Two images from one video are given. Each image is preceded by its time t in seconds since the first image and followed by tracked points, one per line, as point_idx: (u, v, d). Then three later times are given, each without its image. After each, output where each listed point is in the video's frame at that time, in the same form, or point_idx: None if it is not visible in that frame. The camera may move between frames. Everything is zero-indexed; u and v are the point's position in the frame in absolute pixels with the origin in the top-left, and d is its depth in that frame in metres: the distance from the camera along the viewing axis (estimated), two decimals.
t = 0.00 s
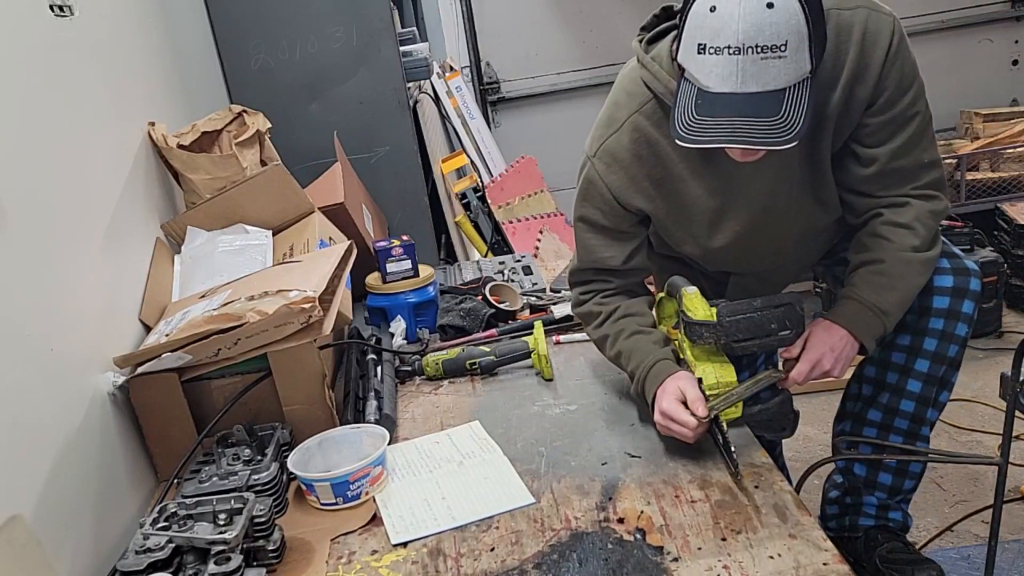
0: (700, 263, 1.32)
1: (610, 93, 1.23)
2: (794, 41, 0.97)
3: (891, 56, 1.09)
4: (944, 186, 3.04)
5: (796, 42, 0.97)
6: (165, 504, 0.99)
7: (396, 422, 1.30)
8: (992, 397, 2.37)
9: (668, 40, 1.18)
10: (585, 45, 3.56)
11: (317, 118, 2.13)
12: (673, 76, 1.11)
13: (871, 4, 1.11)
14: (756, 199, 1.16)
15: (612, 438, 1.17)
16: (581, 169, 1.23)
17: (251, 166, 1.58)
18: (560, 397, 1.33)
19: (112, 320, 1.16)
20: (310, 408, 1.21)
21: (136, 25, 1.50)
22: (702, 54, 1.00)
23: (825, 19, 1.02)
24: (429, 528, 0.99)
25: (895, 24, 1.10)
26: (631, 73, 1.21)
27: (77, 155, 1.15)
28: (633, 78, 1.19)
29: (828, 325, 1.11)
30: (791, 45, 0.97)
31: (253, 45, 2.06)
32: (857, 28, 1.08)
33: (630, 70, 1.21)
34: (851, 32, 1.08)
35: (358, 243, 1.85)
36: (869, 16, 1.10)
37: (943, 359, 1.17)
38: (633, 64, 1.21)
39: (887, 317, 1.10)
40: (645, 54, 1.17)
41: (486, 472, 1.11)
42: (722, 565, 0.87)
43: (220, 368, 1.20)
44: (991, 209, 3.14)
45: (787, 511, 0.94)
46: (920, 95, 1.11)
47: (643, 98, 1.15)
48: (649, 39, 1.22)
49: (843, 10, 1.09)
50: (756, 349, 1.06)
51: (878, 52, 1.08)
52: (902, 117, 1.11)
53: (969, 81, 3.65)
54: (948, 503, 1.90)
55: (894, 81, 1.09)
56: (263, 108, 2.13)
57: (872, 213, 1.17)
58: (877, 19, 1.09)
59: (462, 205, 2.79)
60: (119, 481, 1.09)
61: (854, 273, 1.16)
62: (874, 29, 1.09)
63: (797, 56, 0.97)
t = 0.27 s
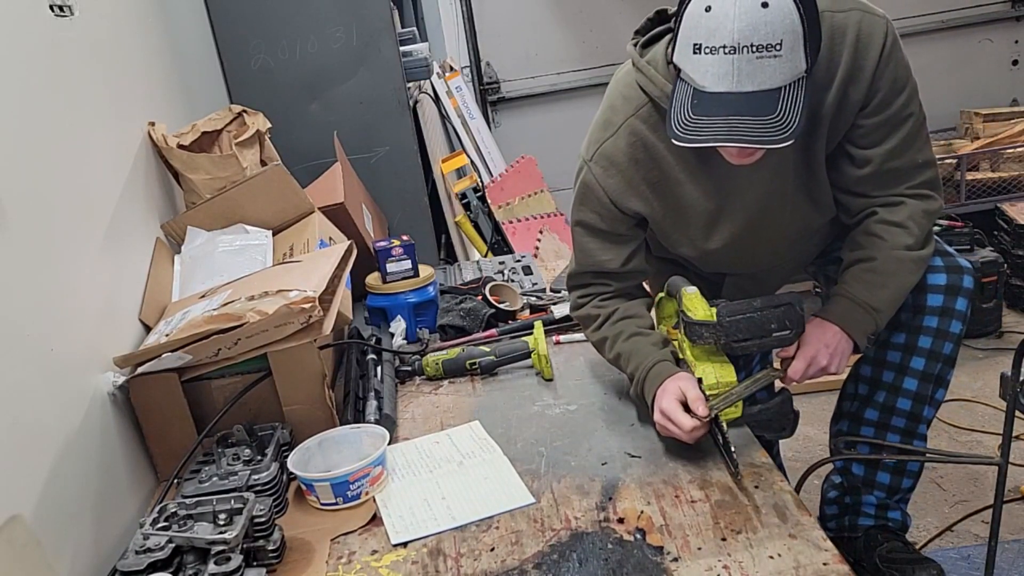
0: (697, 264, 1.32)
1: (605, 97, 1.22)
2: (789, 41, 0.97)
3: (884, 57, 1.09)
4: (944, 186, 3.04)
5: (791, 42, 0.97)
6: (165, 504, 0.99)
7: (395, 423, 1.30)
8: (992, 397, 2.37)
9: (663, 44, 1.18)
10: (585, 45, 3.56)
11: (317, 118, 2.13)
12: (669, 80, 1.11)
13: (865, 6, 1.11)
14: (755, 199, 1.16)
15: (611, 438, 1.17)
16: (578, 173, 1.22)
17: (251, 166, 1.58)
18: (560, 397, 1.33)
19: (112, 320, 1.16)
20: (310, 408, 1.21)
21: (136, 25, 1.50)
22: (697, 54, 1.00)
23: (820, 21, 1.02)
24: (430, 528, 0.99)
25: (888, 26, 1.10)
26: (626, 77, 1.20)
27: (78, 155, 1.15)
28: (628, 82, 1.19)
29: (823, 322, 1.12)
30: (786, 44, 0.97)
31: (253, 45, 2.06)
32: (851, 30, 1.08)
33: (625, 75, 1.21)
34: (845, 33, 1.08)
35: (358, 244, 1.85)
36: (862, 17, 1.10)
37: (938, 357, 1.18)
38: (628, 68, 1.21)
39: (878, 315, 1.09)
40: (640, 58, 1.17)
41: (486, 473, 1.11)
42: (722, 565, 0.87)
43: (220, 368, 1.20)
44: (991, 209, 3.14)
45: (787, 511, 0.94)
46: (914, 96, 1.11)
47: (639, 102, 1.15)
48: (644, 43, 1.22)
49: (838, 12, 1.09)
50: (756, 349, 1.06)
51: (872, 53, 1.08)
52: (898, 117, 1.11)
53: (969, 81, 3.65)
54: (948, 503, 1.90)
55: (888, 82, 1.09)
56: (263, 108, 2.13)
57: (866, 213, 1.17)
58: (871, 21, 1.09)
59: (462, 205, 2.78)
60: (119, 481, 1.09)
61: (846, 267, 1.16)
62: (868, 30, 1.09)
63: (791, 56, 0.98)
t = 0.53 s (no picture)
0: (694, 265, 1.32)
1: (600, 104, 1.22)
2: (776, 48, 0.97)
3: (876, 61, 1.09)
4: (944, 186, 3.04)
5: (779, 48, 0.97)
6: (165, 504, 0.99)
7: (395, 423, 1.30)
8: (992, 397, 2.37)
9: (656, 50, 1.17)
10: (585, 45, 3.56)
11: (317, 118, 2.13)
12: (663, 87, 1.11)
13: (855, 9, 1.11)
14: (755, 200, 1.16)
15: (611, 438, 1.17)
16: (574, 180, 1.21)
17: (251, 166, 1.58)
18: (560, 397, 1.33)
19: (112, 320, 1.16)
20: (311, 408, 1.21)
21: (136, 25, 1.50)
22: (686, 63, 1.01)
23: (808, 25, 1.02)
24: (429, 528, 0.99)
25: (880, 29, 1.10)
26: (620, 84, 1.20)
27: (78, 155, 1.15)
28: (621, 89, 1.18)
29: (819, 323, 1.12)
30: (774, 51, 0.97)
31: (253, 45, 2.06)
32: (842, 34, 1.08)
33: (619, 81, 1.21)
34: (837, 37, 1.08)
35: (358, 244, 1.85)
36: (852, 20, 1.09)
37: (934, 356, 1.18)
38: (622, 75, 1.21)
39: (876, 317, 1.10)
40: (633, 65, 1.17)
41: (486, 473, 1.11)
42: (722, 565, 0.87)
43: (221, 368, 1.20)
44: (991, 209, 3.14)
45: (787, 511, 0.94)
46: (909, 98, 1.11)
47: (633, 109, 1.15)
48: (637, 49, 1.22)
49: (831, 15, 1.09)
50: (757, 349, 1.06)
51: (864, 56, 1.08)
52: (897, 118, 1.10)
53: (969, 81, 3.65)
54: (948, 503, 1.90)
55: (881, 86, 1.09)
56: (263, 108, 2.13)
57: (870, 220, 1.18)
58: (863, 24, 1.09)
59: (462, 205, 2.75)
60: (119, 481, 1.09)
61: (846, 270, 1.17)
62: (859, 34, 1.09)
63: (779, 62, 0.98)
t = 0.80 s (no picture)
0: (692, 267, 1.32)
1: (599, 113, 1.22)
2: (762, 65, 0.96)
3: (875, 66, 1.08)
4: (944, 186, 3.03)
5: (765, 65, 0.96)
6: (165, 504, 0.99)
7: (395, 423, 1.30)
8: (992, 397, 2.37)
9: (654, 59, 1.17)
10: (585, 45, 3.56)
11: (317, 118, 2.13)
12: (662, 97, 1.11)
13: (853, 16, 1.11)
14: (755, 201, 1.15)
15: (611, 438, 1.17)
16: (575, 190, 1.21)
17: (251, 166, 1.58)
18: (560, 397, 1.33)
19: (113, 320, 1.16)
20: (310, 408, 1.21)
21: (136, 24, 1.50)
22: (673, 82, 1.01)
23: (797, 38, 1.01)
24: (429, 528, 0.99)
25: (878, 35, 1.10)
26: (619, 94, 1.20)
27: (78, 156, 1.15)
28: (621, 99, 1.18)
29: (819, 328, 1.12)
30: (759, 69, 0.96)
31: (253, 45, 2.06)
32: (839, 40, 1.09)
33: (618, 88, 1.20)
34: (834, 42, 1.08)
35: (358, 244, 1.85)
36: (848, 25, 1.09)
37: (933, 356, 1.18)
38: (621, 84, 1.21)
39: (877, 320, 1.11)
40: (632, 74, 1.17)
41: (486, 473, 1.11)
42: (722, 565, 0.87)
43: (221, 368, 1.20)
44: (991, 209, 3.14)
45: (787, 510, 0.94)
46: (909, 103, 1.10)
47: (632, 119, 1.14)
48: (637, 57, 1.21)
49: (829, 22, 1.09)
50: (756, 348, 1.06)
51: (862, 62, 1.08)
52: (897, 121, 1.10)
53: (969, 81, 3.65)
54: (948, 503, 1.90)
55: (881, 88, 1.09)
56: (264, 108, 2.13)
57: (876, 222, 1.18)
58: (861, 31, 1.09)
59: (462, 205, 2.75)
60: (119, 481, 1.09)
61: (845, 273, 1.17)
62: (857, 40, 1.09)
63: (766, 79, 0.97)
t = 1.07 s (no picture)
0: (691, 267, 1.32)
1: (600, 110, 1.22)
2: (754, 67, 0.96)
3: (876, 72, 1.08)
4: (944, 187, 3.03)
5: (757, 67, 0.96)
6: (165, 504, 0.99)
7: (395, 423, 1.30)
8: (992, 398, 2.37)
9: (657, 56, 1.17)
10: (585, 45, 3.56)
11: (317, 118, 2.13)
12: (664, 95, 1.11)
13: (856, 20, 1.11)
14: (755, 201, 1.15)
15: (611, 439, 1.17)
16: (574, 186, 1.21)
17: (251, 166, 1.58)
18: (559, 397, 1.33)
19: (113, 320, 1.16)
20: (310, 408, 1.21)
21: (136, 24, 1.50)
22: (666, 85, 1.01)
23: (790, 40, 1.00)
24: (429, 527, 0.99)
25: (880, 41, 1.10)
26: (619, 91, 1.20)
27: (78, 156, 1.15)
28: (621, 96, 1.18)
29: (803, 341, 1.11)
30: (751, 71, 0.96)
31: (253, 45, 2.06)
32: (839, 46, 1.09)
33: (619, 87, 1.20)
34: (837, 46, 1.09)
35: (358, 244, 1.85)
36: (849, 30, 1.10)
37: (933, 356, 1.18)
38: (622, 81, 1.20)
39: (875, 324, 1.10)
40: (633, 72, 1.17)
41: (486, 473, 1.11)
42: (722, 565, 0.87)
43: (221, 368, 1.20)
44: (991, 209, 3.14)
45: (787, 510, 0.94)
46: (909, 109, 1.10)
47: (632, 118, 1.14)
48: (638, 55, 1.20)
49: (830, 27, 1.10)
50: (756, 349, 1.06)
51: (863, 68, 1.08)
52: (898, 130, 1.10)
53: (969, 81, 3.65)
54: (948, 503, 1.90)
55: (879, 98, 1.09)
56: (264, 108, 2.13)
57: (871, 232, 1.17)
58: (862, 37, 1.09)
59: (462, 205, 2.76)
60: (119, 481, 1.09)
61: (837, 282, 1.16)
62: (859, 46, 1.09)
63: (758, 81, 0.97)
